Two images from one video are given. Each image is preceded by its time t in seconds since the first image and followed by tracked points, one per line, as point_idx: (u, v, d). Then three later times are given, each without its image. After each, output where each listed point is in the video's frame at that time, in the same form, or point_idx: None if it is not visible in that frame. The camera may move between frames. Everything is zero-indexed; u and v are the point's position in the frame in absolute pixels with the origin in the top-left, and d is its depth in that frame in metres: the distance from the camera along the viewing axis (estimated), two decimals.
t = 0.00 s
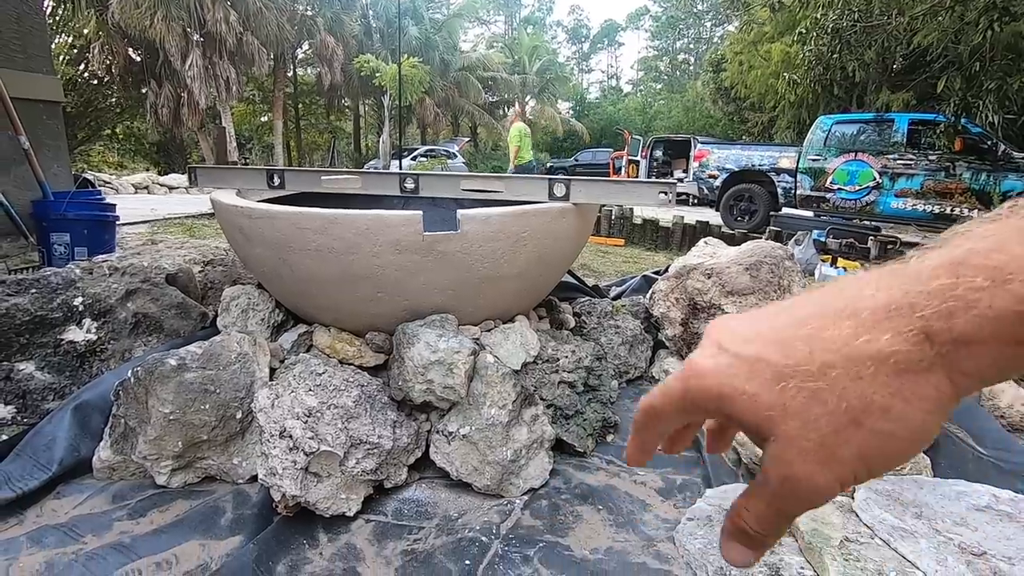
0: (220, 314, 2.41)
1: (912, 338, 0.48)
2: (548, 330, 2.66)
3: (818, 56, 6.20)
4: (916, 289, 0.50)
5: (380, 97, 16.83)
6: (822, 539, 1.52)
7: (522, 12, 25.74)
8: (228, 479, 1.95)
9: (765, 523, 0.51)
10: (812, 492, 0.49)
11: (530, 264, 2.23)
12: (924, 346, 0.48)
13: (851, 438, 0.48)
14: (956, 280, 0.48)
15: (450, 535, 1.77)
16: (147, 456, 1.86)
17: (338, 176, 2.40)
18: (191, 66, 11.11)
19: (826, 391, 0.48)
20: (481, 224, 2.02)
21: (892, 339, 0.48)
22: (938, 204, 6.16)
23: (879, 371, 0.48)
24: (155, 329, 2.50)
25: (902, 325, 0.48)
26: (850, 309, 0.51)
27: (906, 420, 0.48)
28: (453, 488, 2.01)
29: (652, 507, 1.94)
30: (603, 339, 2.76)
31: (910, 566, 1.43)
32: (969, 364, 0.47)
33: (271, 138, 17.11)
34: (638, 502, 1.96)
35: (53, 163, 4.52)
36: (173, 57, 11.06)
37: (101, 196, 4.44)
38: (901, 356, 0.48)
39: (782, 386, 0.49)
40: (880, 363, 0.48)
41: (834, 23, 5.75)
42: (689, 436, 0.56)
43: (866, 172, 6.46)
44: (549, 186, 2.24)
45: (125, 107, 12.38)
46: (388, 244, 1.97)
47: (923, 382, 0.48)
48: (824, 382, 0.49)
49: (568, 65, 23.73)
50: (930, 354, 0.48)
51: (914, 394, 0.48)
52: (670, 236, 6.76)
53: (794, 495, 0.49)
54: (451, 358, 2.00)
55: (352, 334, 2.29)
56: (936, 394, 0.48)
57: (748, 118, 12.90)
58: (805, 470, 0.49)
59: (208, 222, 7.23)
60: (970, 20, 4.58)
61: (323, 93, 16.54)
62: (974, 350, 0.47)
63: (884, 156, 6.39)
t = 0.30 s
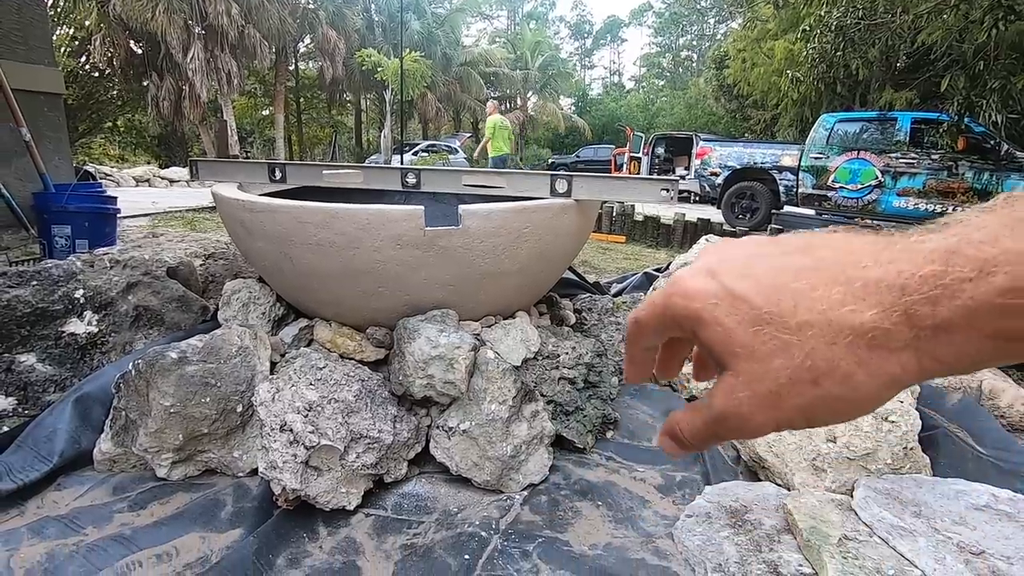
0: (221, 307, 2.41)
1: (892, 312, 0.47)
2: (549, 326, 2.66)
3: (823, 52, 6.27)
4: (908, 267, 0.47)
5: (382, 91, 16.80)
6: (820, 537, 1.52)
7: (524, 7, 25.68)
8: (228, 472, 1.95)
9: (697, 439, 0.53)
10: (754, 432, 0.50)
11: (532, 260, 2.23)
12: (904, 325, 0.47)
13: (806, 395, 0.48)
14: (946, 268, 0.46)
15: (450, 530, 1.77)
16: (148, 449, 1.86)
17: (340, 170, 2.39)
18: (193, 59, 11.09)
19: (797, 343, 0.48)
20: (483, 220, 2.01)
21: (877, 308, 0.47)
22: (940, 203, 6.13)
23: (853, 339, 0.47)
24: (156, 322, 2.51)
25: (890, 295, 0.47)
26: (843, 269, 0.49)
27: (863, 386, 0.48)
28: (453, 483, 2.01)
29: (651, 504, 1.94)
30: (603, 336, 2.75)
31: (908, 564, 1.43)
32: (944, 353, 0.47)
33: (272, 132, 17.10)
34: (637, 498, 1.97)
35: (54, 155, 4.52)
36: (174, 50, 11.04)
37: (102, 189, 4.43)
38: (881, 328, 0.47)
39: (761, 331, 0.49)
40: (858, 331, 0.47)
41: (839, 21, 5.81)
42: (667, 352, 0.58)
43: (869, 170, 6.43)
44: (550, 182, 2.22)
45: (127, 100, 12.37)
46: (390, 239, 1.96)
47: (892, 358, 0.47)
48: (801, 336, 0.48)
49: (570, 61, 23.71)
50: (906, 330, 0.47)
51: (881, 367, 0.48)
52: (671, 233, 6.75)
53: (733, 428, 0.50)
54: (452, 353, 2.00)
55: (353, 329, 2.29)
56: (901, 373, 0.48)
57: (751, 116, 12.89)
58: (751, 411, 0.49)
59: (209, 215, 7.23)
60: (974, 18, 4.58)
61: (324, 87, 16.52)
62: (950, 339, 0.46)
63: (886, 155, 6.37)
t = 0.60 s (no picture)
0: (221, 299, 2.40)
1: (796, 142, 0.55)
2: (550, 321, 2.65)
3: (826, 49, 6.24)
4: (809, 114, 0.55)
5: (383, 86, 16.74)
6: (821, 534, 1.52)
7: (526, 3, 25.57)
8: (228, 464, 1.95)
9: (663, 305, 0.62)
10: (698, 267, 0.57)
11: (534, 255, 2.22)
12: (810, 151, 0.54)
13: (738, 219, 0.56)
14: (838, 97, 0.53)
15: (449, 523, 1.77)
16: (148, 440, 1.86)
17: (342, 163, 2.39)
18: (194, 52, 11.04)
19: (728, 188, 0.57)
20: (486, 213, 2.00)
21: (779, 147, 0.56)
22: (943, 203, 6.16)
23: (769, 160, 0.56)
24: (156, 313, 2.51)
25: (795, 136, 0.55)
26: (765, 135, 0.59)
27: (785, 205, 0.55)
28: (453, 476, 2.01)
29: (651, 499, 1.94)
30: (604, 331, 2.75)
31: (909, 561, 1.43)
32: (841, 152, 0.52)
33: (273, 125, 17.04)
34: (637, 494, 1.96)
35: (54, 147, 4.50)
36: (176, 42, 11.00)
37: (102, 180, 4.42)
38: (786, 147, 0.55)
39: (698, 189, 0.59)
40: (771, 156, 0.56)
41: (842, 19, 5.79)
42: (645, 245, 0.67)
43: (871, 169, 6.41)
44: (554, 176, 2.25)
45: (127, 92, 12.31)
46: (391, 231, 1.96)
47: (804, 178, 0.54)
48: (726, 183, 0.57)
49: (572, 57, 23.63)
50: (813, 156, 0.54)
51: (794, 182, 0.55)
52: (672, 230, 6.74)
53: (689, 268, 0.58)
54: (452, 347, 1.99)
55: (354, 322, 2.28)
56: (814, 184, 0.54)
57: (753, 113, 12.85)
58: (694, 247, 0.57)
59: (210, 208, 7.21)
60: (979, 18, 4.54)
61: (326, 81, 16.47)
62: (845, 136, 0.52)
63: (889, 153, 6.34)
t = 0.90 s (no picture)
0: (224, 288, 2.40)
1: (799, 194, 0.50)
2: (553, 312, 2.65)
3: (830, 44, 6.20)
4: (808, 167, 0.51)
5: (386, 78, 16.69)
6: (823, 525, 1.52)
7: None
8: (231, 451, 1.95)
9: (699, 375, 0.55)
10: (727, 327, 0.49)
11: (538, 245, 2.22)
12: (818, 201, 0.49)
13: (754, 274, 0.49)
14: (836, 148, 0.49)
15: (452, 512, 1.77)
16: (152, 427, 1.87)
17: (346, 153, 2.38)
18: (195, 42, 10.99)
19: (735, 248, 0.51)
20: (490, 203, 2.00)
21: (784, 199, 0.51)
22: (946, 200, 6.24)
23: (777, 215, 0.50)
24: (159, 301, 2.50)
25: (797, 189, 0.50)
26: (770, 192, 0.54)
27: (806, 255, 0.48)
28: (455, 466, 2.01)
29: (653, 490, 1.94)
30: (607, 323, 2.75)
31: (910, 552, 1.43)
32: (847, 200, 0.47)
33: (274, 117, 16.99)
34: (639, 484, 1.97)
35: (57, 136, 4.49)
36: (177, 33, 10.96)
37: (104, 169, 4.40)
38: (794, 198, 0.50)
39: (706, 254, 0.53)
40: (778, 208, 0.51)
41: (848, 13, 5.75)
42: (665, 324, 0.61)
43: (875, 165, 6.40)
44: (559, 167, 2.23)
45: (128, 82, 12.26)
46: (396, 220, 1.95)
47: (816, 227, 0.48)
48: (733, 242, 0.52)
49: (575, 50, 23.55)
50: (821, 207, 0.48)
51: (808, 230, 0.49)
52: (675, 224, 6.72)
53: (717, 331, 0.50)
54: (456, 336, 1.99)
55: (358, 312, 2.28)
56: (828, 231, 0.48)
57: (756, 108, 12.81)
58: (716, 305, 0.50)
59: (211, 199, 7.21)
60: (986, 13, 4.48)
61: (328, 72, 16.42)
62: (845, 185, 0.47)
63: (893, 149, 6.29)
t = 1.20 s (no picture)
0: (227, 279, 2.41)
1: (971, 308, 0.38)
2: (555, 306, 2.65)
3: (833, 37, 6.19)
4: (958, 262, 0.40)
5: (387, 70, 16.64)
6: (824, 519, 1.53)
7: None
8: (235, 442, 1.96)
9: (842, 522, 0.40)
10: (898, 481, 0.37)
11: (541, 237, 2.22)
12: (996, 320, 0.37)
13: (933, 417, 0.37)
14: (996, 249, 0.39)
15: (454, 503, 1.78)
16: (156, 417, 1.88)
17: (349, 145, 2.38)
18: (197, 34, 10.94)
19: (896, 371, 0.38)
20: (493, 195, 2.00)
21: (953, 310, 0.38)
22: (949, 195, 6.09)
23: (947, 332, 0.38)
24: (163, 292, 2.51)
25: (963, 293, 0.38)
26: (899, 287, 0.41)
27: (992, 389, 0.37)
28: (457, 458, 2.02)
29: (654, 483, 1.95)
30: (609, 317, 2.75)
31: (911, 547, 1.43)
32: None
33: (276, 109, 16.94)
34: (640, 477, 1.98)
35: (59, 127, 4.48)
36: (179, 24, 10.97)
37: (107, 160, 4.39)
38: (965, 308, 0.38)
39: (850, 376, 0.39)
40: (947, 321, 0.38)
41: (852, 8, 5.81)
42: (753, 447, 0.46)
43: (878, 161, 6.38)
44: (561, 160, 2.21)
45: (129, 73, 12.22)
46: (399, 212, 1.95)
47: (997, 354, 0.37)
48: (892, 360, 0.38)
49: (577, 43, 23.44)
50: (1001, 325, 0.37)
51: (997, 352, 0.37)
52: (677, 219, 6.72)
53: (877, 483, 0.38)
54: (459, 329, 2.00)
55: (360, 304, 2.28)
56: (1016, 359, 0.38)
57: (760, 102, 12.75)
58: (886, 452, 0.37)
59: (213, 191, 7.20)
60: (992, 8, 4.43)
61: (330, 64, 16.36)
62: None
63: (897, 145, 6.28)
